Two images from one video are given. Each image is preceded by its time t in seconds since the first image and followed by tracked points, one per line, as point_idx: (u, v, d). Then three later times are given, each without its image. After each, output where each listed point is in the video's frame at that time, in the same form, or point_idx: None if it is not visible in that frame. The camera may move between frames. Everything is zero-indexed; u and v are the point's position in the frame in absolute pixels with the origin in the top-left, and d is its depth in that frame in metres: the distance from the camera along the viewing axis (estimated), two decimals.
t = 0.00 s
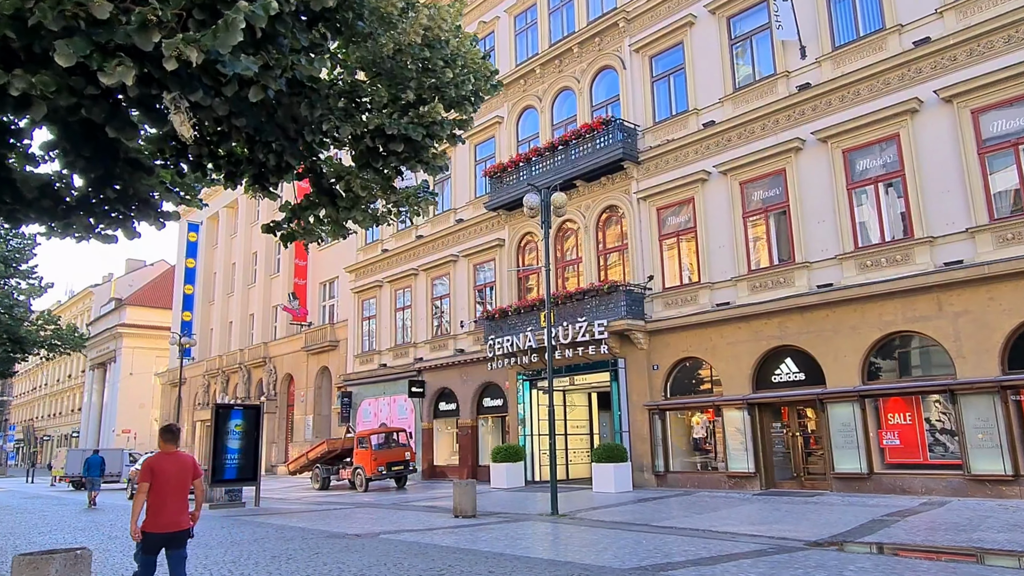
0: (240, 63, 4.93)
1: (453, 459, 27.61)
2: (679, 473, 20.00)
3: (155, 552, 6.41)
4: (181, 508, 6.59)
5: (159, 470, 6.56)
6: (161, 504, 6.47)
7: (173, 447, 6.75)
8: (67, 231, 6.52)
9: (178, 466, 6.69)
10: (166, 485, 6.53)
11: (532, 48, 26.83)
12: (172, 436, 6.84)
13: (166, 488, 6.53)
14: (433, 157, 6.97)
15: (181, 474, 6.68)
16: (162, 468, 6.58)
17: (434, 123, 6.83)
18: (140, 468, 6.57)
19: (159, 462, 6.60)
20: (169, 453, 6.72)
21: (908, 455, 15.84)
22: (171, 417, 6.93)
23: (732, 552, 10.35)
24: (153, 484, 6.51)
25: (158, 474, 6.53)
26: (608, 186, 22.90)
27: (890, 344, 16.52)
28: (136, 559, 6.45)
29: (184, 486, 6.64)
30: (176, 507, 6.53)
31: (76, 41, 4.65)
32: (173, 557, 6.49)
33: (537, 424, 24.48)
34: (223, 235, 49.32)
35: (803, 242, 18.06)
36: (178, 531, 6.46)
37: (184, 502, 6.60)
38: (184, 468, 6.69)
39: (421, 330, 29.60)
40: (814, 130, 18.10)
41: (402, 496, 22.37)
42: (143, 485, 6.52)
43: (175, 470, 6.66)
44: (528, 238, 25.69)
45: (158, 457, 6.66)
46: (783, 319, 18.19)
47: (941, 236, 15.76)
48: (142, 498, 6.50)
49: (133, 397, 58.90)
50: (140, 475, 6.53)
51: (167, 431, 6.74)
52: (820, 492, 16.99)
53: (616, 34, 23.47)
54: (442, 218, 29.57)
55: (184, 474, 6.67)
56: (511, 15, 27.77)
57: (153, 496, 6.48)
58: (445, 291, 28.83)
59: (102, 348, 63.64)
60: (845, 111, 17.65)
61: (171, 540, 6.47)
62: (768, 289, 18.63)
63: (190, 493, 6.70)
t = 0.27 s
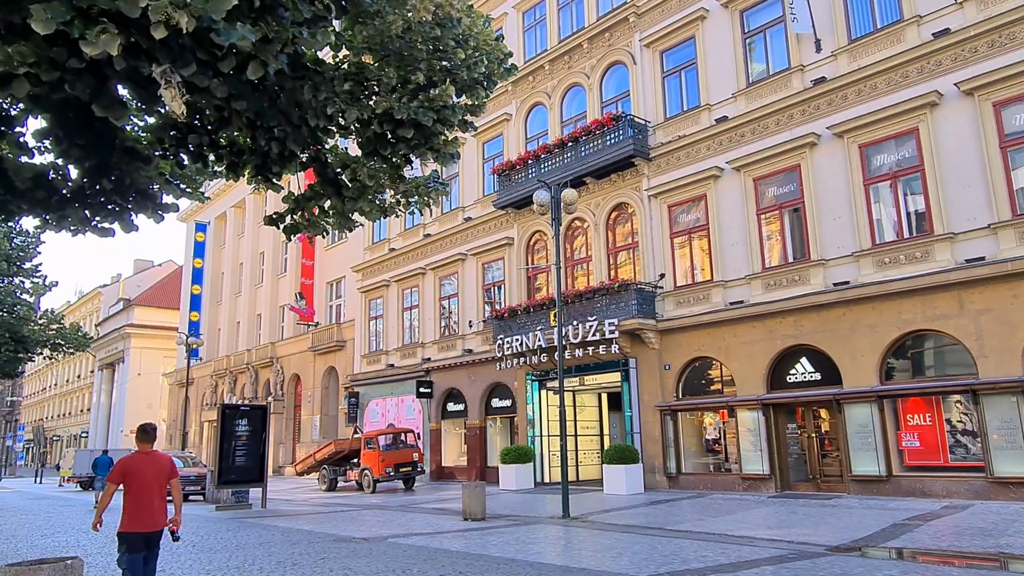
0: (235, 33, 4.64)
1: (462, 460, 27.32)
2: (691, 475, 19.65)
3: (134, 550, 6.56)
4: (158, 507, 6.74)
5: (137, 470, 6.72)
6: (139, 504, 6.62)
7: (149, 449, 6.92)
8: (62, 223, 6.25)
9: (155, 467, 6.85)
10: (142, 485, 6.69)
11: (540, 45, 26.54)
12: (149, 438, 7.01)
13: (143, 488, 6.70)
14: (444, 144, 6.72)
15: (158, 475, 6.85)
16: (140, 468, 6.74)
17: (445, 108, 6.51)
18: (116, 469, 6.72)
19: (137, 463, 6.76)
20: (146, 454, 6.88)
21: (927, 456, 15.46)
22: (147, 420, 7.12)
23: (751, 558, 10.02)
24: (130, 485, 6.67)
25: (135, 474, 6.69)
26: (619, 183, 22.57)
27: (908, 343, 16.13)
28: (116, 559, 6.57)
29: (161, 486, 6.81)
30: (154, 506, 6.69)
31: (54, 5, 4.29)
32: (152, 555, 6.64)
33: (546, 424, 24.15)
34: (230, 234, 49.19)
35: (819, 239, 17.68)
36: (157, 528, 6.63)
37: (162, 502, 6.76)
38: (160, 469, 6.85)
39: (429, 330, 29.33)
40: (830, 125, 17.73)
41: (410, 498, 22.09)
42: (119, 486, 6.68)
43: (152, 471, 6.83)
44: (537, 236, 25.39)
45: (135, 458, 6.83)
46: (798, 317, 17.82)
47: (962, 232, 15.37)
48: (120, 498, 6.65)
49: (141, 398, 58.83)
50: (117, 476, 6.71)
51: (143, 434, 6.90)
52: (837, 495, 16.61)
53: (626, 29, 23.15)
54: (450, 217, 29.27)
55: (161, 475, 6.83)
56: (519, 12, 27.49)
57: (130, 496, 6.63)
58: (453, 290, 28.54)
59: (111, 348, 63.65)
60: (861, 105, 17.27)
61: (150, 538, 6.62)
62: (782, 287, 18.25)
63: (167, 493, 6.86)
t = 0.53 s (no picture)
0: None
1: (467, 463, 26.99)
2: (701, 478, 19.30)
3: (110, 558, 6.42)
4: (137, 516, 6.60)
5: (117, 477, 6.58)
6: (117, 512, 6.48)
7: (132, 456, 6.79)
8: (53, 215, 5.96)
9: (136, 475, 6.71)
10: (122, 492, 6.55)
11: (546, 43, 26.26)
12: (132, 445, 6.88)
13: (122, 496, 6.55)
14: (453, 128, 6.46)
15: (138, 483, 6.71)
16: (120, 476, 6.61)
17: (455, 90, 6.20)
18: (97, 476, 6.60)
19: (118, 470, 6.63)
20: (128, 461, 6.75)
21: (945, 459, 15.09)
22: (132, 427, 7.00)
23: (769, 565, 9.68)
24: (110, 491, 6.53)
25: (115, 481, 6.56)
26: (626, 182, 22.26)
27: (925, 344, 15.78)
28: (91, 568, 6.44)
29: (141, 494, 6.66)
30: (133, 515, 6.55)
31: None
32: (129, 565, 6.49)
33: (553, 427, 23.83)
34: (233, 237, 48.98)
35: (831, 238, 17.34)
36: (134, 538, 6.48)
37: (141, 510, 6.62)
38: (141, 477, 6.71)
39: (434, 332, 29.03)
40: (842, 122, 17.41)
41: (415, 502, 21.77)
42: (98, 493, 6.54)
43: (133, 478, 6.70)
44: (543, 237, 25.09)
45: (116, 466, 6.69)
46: (811, 318, 17.48)
47: (980, 230, 15.02)
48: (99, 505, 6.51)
49: (144, 401, 58.58)
50: (96, 483, 6.58)
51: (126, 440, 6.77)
52: (851, 499, 16.24)
53: (633, 26, 22.85)
54: (455, 218, 28.99)
55: (142, 482, 6.68)
56: (524, 11, 27.24)
57: (109, 503, 6.50)
58: (458, 292, 28.25)
59: (114, 352, 63.46)
60: (875, 101, 16.94)
61: (127, 547, 6.48)
62: (794, 287, 17.91)
63: (147, 502, 6.71)
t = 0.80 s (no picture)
0: None
1: (469, 466, 26.69)
2: (708, 482, 19.00)
3: (88, 562, 6.33)
4: (114, 518, 6.52)
5: (93, 480, 6.50)
6: (94, 514, 6.41)
7: (107, 460, 6.72)
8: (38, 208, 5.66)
9: (113, 477, 6.65)
10: (99, 495, 6.47)
11: (549, 42, 26.02)
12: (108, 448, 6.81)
13: (100, 497, 6.48)
14: (460, 116, 6.15)
15: (115, 486, 6.64)
16: (96, 479, 6.52)
17: (463, 73, 5.95)
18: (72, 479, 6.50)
19: (93, 473, 6.55)
20: (104, 465, 6.68)
21: (957, 464, 14.79)
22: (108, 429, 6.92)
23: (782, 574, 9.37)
24: (86, 495, 6.44)
25: (91, 484, 6.47)
26: (631, 182, 21.98)
27: (936, 346, 15.49)
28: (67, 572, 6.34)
29: (119, 496, 6.60)
30: (111, 518, 6.49)
31: None
32: (107, 569, 6.41)
33: (556, 430, 23.51)
34: (234, 238, 48.73)
35: (840, 239, 17.06)
36: (111, 540, 6.42)
37: (118, 513, 6.54)
38: (118, 480, 6.64)
39: (435, 334, 28.74)
40: (852, 120, 17.13)
41: (416, 506, 21.45)
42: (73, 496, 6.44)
43: (109, 481, 6.61)
44: (546, 238, 24.83)
45: (92, 469, 6.62)
46: (819, 320, 17.20)
47: (993, 230, 14.73)
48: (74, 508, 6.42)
49: (144, 403, 58.28)
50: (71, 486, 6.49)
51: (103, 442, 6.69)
52: (862, 504, 15.93)
53: (638, 25, 22.60)
54: (457, 218, 28.72)
55: (119, 486, 6.62)
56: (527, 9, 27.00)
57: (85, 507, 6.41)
58: (460, 292, 27.97)
59: (114, 353, 63.16)
60: (885, 99, 16.67)
61: (105, 550, 6.41)
62: (803, 288, 17.63)
63: (125, 504, 6.64)
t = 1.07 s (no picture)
0: None
1: (471, 466, 26.37)
2: (714, 483, 18.66)
3: (56, 556, 6.52)
4: (82, 514, 6.72)
5: (59, 478, 6.68)
6: (62, 510, 6.60)
7: (74, 457, 6.90)
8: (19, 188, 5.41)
9: (79, 474, 6.83)
10: (65, 491, 6.66)
11: (553, 37, 25.72)
12: (74, 446, 7.00)
13: (66, 494, 6.67)
14: (464, 90, 5.94)
15: (82, 483, 6.82)
16: (62, 476, 6.70)
17: (468, 42, 5.64)
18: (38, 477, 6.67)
19: (60, 471, 6.73)
20: (71, 462, 6.86)
21: (971, 465, 14.45)
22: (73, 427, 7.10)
23: None
24: (52, 491, 6.63)
25: (56, 481, 6.64)
26: (636, 178, 21.66)
27: (949, 344, 15.14)
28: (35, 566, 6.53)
29: (85, 493, 6.79)
30: (79, 513, 6.69)
31: None
32: (75, 562, 6.62)
33: (560, 430, 23.17)
34: (235, 237, 48.48)
35: (851, 235, 16.72)
36: (79, 535, 6.61)
37: (85, 509, 6.73)
38: (83, 477, 6.82)
39: (438, 333, 28.44)
40: (862, 114, 16.80)
41: (417, 507, 21.15)
42: (39, 493, 6.62)
43: (74, 478, 6.79)
44: (550, 235, 24.53)
45: (58, 466, 6.79)
46: (829, 317, 16.86)
47: (1008, 225, 14.39)
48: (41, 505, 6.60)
49: (145, 403, 58.07)
50: (37, 484, 6.65)
51: (68, 440, 6.86)
52: (872, 506, 15.59)
53: (643, 19, 22.29)
54: (459, 216, 28.43)
55: (84, 482, 6.79)
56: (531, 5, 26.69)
57: (52, 503, 6.59)
58: (462, 291, 27.66)
59: (116, 353, 62.97)
60: (896, 92, 16.34)
61: (72, 545, 6.59)
62: (812, 285, 17.29)
63: (91, 500, 6.83)
